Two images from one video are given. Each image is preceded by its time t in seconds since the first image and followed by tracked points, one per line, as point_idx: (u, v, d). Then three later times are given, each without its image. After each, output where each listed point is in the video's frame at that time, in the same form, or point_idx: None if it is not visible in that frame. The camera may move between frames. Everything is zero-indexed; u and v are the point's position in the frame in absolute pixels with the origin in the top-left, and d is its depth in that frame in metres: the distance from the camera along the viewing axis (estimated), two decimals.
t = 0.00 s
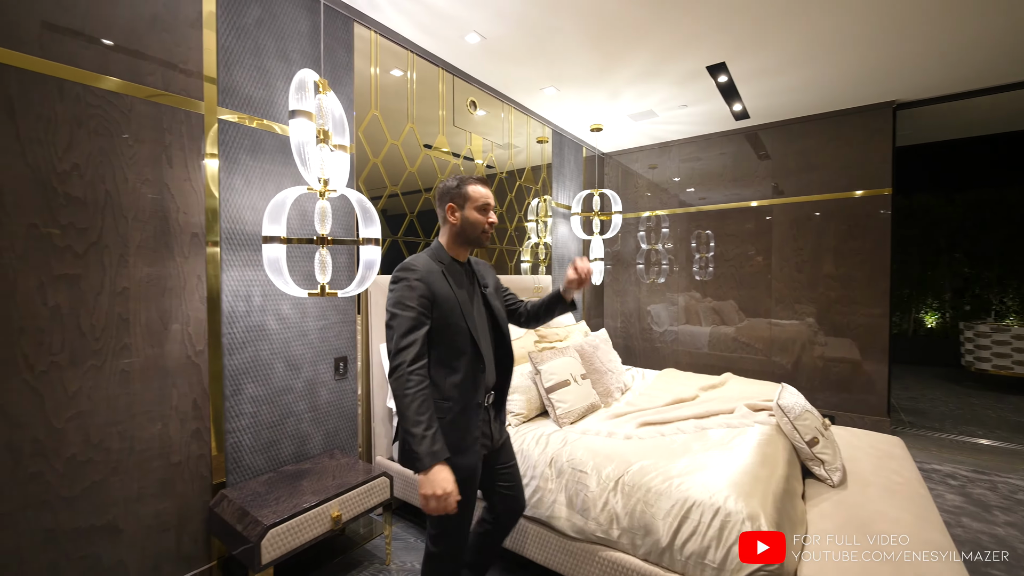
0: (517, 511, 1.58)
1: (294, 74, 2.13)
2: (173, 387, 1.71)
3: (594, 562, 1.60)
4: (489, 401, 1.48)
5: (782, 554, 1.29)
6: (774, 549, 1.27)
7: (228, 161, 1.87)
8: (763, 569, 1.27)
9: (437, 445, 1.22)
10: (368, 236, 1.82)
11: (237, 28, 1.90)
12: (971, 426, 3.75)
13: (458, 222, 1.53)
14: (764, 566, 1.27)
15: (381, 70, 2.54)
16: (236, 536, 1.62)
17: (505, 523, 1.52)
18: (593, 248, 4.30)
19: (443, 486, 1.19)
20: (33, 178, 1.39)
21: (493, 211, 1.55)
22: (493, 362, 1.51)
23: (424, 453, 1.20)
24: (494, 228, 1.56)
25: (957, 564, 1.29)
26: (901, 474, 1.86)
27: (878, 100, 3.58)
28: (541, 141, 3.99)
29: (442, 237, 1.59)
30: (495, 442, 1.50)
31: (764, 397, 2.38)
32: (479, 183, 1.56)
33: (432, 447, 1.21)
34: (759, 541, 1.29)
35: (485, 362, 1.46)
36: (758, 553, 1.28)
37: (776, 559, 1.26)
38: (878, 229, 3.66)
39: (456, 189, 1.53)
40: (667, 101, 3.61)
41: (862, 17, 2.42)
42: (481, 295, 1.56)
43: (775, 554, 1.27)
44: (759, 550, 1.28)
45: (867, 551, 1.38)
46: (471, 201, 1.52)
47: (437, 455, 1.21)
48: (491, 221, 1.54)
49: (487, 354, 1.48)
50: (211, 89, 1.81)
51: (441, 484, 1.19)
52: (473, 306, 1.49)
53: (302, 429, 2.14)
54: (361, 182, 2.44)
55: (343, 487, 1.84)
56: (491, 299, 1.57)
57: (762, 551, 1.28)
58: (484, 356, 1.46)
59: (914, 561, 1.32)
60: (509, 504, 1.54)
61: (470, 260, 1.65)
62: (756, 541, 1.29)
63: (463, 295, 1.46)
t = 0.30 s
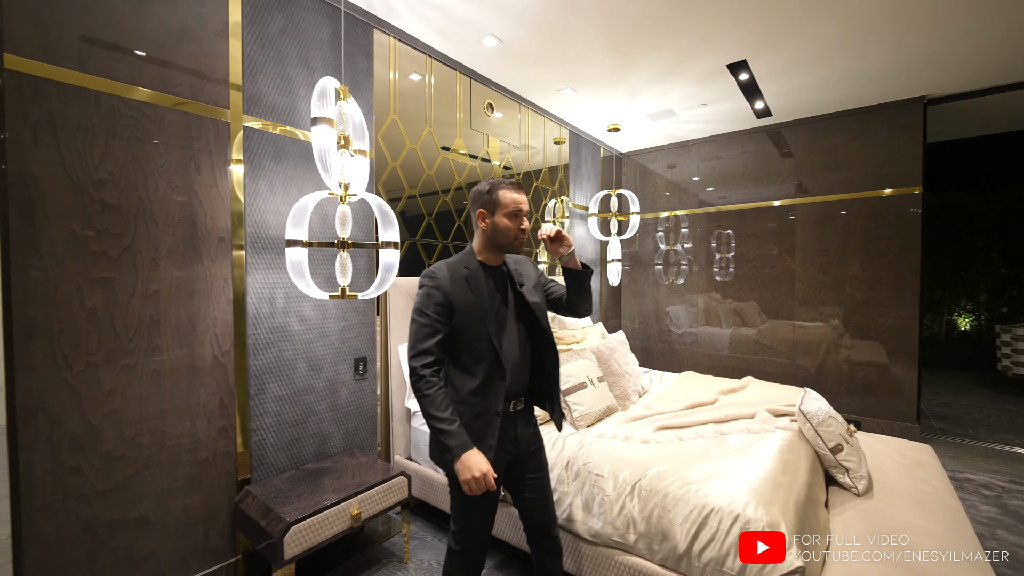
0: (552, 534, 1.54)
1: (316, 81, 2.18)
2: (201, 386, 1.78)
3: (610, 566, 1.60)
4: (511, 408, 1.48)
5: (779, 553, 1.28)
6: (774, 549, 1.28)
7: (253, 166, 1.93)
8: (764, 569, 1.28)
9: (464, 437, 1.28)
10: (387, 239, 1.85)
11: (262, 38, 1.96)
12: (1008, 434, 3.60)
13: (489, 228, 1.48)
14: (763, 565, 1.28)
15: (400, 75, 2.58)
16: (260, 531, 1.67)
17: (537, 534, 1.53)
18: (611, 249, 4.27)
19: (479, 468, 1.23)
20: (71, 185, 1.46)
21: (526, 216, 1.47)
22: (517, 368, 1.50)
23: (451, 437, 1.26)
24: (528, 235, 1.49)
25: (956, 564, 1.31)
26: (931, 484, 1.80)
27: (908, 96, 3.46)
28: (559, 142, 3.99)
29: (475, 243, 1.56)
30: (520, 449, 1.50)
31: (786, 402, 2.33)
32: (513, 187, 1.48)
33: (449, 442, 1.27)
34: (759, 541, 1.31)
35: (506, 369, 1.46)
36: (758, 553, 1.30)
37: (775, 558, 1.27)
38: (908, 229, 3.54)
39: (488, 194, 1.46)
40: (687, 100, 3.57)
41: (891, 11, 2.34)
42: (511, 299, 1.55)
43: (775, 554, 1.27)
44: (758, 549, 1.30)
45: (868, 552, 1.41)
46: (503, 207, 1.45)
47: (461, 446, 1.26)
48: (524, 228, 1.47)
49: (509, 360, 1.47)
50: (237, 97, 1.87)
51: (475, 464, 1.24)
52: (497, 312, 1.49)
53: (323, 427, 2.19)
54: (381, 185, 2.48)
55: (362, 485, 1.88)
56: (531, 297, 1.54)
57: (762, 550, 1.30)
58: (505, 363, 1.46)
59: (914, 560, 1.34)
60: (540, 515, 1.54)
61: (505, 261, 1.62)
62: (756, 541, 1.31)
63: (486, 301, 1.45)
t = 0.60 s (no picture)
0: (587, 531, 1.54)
1: (328, 86, 2.23)
2: (217, 384, 1.83)
3: (616, 565, 1.61)
4: (547, 408, 1.47)
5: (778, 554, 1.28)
6: (774, 549, 1.29)
7: (267, 170, 1.98)
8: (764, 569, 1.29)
9: (486, 440, 1.38)
10: (397, 241, 1.88)
11: (275, 44, 2.00)
12: None
13: (520, 232, 1.51)
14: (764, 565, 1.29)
15: (409, 78, 2.62)
16: (273, 526, 1.72)
17: (572, 536, 1.52)
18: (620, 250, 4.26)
19: (495, 469, 1.35)
20: (94, 190, 1.52)
21: (557, 219, 1.48)
22: (553, 369, 1.49)
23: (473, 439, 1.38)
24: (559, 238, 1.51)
25: (956, 564, 1.32)
26: (943, 488, 1.77)
27: (923, 94, 3.41)
28: (567, 142, 4.00)
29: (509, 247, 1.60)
30: (554, 448, 1.50)
31: (795, 404, 2.32)
32: (544, 191, 1.51)
33: (474, 441, 1.38)
34: (759, 541, 1.32)
35: (540, 369, 1.46)
36: (758, 553, 1.31)
37: (776, 558, 1.28)
38: (922, 228, 3.49)
39: (518, 200, 1.50)
40: (696, 100, 3.55)
41: (904, 8, 2.31)
42: (545, 300, 1.56)
43: (775, 554, 1.29)
44: (758, 549, 1.31)
45: (868, 553, 1.42)
46: (534, 211, 1.47)
47: (482, 449, 1.37)
48: (555, 231, 1.49)
49: (544, 360, 1.47)
50: (251, 102, 1.92)
51: (493, 467, 1.35)
52: (531, 313, 1.51)
53: (334, 426, 2.23)
54: (391, 188, 2.52)
55: (372, 482, 1.91)
56: (568, 296, 1.55)
57: (762, 550, 1.31)
58: (539, 363, 1.47)
59: (914, 561, 1.35)
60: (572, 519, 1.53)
61: (541, 262, 1.64)
62: (756, 541, 1.33)
63: (518, 303, 1.48)
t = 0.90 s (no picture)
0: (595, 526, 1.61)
1: (340, 92, 2.30)
2: (235, 381, 1.90)
3: (619, 558, 1.65)
4: (577, 399, 1.52)
5: (780, 556, 1.32)
6: (774, 549, 1.34)
7: (282, 174, 2.05)
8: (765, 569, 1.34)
9: (526, 429, 1.40)
10: (407, 242, 1.94)
11: (290, 52, 2.07)
12: None
13: (539, 226, 1.59)
14: (764, 565, 1.34)
15: (419, 82, 2.68)
16: (289, 517, 1.78)
17: (584, 525, 1.59)
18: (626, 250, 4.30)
19: (537, 455, 1.37)
20: (121, 195, 1.60)
21: (570, 207, 1.56)
22: (581, 360, 1.54)
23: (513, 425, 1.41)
24: (574, 225, 1.55)
25: (959, 564, 1.33)
26: (945, 486, 1.79)
27: (930, 93, 3.40)
28: (574, 144, 4.04)
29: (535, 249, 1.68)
30: (582, 439, 1.54)
31: (798, 403, 2.34)
32: (555, 186, 1.61)
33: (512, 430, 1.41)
34: (759, 541, 1.37)
35: (569, 361, 1.51)
36: (759, 553, 1.36)
37: (776, 558, 1.33)
38: (930, 229, 3.48)
39: (532, 198, 1.61)
40: (702, 102, 3.57)
41: (907, 10, 2.33)
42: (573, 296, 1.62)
43: (776, 554, 1.33)
44: (759, 550, 1.36)
45: (869, 552, 1.43)
46: (546, 205, 1.56)
47: (521, 437, 1.40)
48: (569, 219, 1.55)
49: (573, 352, 1.53)
50: (267, 108, 1.99)
51: (534, 453, 1.37)
52: (559, 308, 1.57)
53: (346, 422, 2.29)
54: (401, 191, 2.58)
55: (383, 476, 1.97)
56: (596, 287, 1.61)
57: (762, 550, 1.35)
58: (568, 356, 1.52)
59: (914, 561, 1.36)
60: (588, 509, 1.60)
61: (568, 261, 1.70)
62: (756, 541, 1.37)
63: (546, 298, 1.54)
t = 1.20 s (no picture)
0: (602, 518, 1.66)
1: (353, 97, 2.36)
2: (253, 376, 1.98)
3: (626, 552, 1.69)
4: (593, 394, 1.58)
5: (780, 556, 1.34)
6: (774, 549, 1.36)
7: (297, 177, 2.12)
8: (766, 568, 1.36)
9: (547, 421, 1.46)
10: (417, 242, 2.00)
11: (304, 59, 2.14)
12: None
13: (554, 228, 1.65)
14: (765, 564, 1.36)
15: (428, 86, 2.74)
16: (304, 508, 1.85)
17: (590, 517, 1.65)
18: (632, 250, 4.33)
19: (558, 446, 1.42)
20: (147, 199, 1.68)
21: (584, 209, 1.60)
22: (597, 356, 1.59)
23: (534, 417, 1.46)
24: (588, 226, 1.60)
25: (958, 564, 1.33)
26: (948, 483, 1.81)
27: (939, 93, 3.39)
28: (581, 144, 4.08)
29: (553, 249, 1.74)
30: (597, 433, 1.59)
31: (803, 401, 2.36)
32: (569, 188, 1.66)
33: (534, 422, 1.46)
34: (759, 541, 1.39)
35: (585, 357, 1.57)
36: (759, 553, 1.38)
37: (776, 558, 1.35)
38: (939, 228, 3.47)
39: (548, 201, 1.67)
40: (708, 102, 3.59)
41: (911, 10, 2.34)
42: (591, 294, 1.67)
43: (776, 554, 1.35)
44: (759, 549, 1.38)
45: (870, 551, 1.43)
46: (559, 207, 1.62)
47: (542, 429, 1.45)
48: (581, 220, 1.59)
49: (590, 348, 1.58)
50: (283, 113, 2.06)
51: (556, 444, 1.43)
52: (576, 306, 1.62)
53: (358, 417, 2.36)
54: (410, 192, 2.65)
55: (394, 469, 2.03)
56: (612, 287, 1.66)
57: (762, 550, 1.38)
58: (584, 352, 1.58)
59: (913, 560, 1.36)
60: (598, 501, 1.65)
61: (586, 261, 1.75)
62: (756, 541, 1.39)
63: (565, 296, 1.60)
